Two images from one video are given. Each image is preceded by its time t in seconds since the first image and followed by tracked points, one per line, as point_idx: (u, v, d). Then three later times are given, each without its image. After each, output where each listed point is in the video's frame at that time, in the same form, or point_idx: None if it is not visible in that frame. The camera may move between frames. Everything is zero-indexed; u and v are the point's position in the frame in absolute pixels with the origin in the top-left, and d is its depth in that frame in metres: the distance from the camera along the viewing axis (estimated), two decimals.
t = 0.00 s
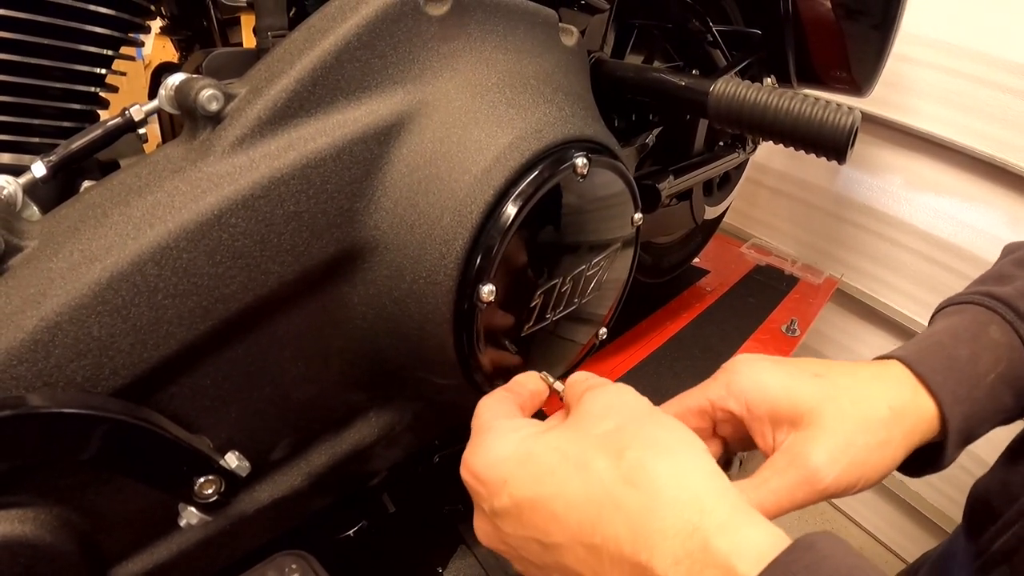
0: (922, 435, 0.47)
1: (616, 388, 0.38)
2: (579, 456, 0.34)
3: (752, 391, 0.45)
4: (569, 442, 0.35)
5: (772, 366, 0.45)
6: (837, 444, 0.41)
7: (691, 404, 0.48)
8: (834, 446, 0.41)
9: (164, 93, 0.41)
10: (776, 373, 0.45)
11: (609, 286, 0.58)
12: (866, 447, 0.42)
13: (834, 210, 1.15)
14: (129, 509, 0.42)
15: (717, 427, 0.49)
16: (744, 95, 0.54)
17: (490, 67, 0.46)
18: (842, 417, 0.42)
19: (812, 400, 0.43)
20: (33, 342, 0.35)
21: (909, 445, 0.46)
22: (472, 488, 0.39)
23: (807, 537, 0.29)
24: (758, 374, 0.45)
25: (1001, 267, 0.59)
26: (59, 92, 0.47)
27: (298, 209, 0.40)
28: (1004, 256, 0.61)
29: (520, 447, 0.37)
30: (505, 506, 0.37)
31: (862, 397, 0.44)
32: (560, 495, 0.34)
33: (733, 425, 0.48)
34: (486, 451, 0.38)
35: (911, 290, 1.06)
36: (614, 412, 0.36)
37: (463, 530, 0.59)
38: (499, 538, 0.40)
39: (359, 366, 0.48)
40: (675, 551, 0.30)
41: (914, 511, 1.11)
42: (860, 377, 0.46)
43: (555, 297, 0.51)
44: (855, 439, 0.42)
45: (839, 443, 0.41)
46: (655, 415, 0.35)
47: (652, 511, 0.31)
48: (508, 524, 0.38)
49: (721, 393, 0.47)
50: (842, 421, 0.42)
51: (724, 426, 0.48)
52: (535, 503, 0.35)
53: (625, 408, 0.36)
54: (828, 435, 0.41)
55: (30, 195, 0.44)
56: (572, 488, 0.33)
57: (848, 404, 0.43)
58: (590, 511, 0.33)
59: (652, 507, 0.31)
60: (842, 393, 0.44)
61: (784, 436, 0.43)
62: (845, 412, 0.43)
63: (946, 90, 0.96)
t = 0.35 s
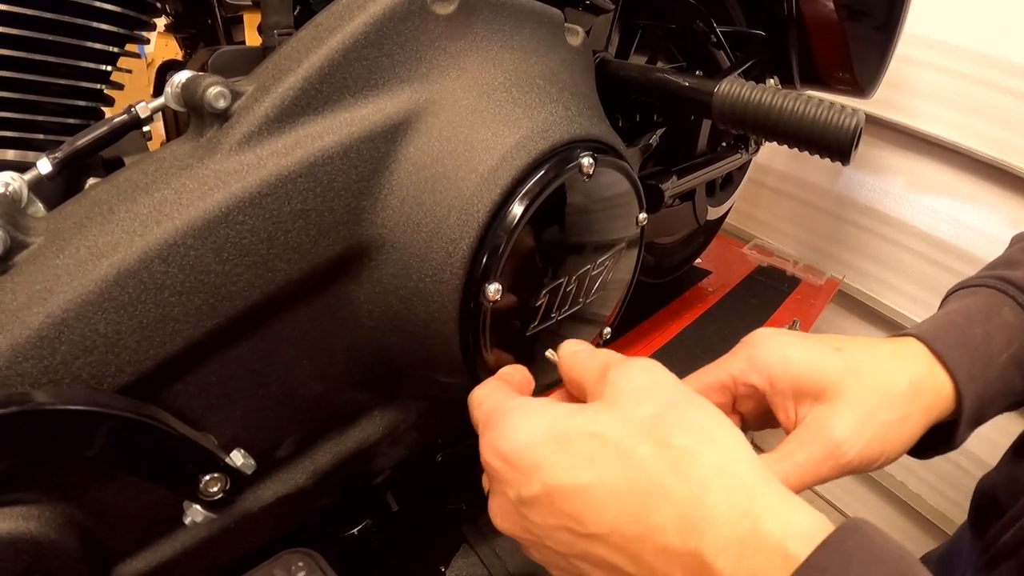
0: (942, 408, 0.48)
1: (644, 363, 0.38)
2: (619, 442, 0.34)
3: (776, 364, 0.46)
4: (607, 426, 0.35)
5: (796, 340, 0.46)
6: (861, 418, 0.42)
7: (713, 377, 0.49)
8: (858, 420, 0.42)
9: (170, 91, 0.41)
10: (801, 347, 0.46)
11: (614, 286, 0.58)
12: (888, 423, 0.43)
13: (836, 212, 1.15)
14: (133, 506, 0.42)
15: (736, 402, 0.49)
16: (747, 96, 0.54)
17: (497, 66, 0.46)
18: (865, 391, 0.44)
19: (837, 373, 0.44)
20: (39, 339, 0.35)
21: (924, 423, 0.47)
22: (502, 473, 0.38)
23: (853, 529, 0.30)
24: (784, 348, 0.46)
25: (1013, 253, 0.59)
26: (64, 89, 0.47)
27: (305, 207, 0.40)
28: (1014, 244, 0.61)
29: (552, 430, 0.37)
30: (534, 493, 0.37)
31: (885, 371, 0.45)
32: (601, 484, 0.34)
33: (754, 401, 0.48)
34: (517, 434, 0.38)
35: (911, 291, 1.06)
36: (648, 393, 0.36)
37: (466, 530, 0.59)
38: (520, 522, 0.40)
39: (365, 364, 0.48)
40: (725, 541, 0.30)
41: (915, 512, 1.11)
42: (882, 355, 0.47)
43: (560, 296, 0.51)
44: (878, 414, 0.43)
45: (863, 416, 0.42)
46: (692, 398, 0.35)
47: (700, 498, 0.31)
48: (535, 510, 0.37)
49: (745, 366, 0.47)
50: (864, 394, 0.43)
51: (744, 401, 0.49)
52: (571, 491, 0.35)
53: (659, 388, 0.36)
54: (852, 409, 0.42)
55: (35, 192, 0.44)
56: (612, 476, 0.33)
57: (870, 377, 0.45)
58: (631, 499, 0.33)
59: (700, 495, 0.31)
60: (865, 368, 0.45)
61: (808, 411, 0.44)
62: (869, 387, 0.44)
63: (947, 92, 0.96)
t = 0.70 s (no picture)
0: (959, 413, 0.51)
1: (655, 379, 0.41)
2: (633, 444, 0.37)
3: (808, 379, 0.49)
4: (623, 431, 0.38)
5: (824, 358, 0.50)
6: (887, 429, 0.45)
7: (748, 393, 0.51)
8: (884, 431, 0.45)
9: (172, 92, 0.41)
10: (829, 363, 0.49)
11: (614, 288, 0.58)
12: (911, 433, 0.47)
13: (835, 213, 1.15)
14: (135, 507, 0.42)
15: (769, 416, 0.52)
16: (747, 98, 0.54)
17: (498, 68, 0.46)
18: (893, 406, 0.47)
19: (866, 388, 0.47)
20: (42, 340, 0.35)
21: (947, 429, 0.50)
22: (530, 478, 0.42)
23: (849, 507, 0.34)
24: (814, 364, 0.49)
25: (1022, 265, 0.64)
26: (67, 90, 0.47)
27: (307, 210, 0.40)
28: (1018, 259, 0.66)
29: (576, 436, 0.40)
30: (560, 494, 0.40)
31: (906, 382, 0.48)
32: (619, 482, 0.37)
33: (785, 415, 0.51)
34: (544, 442, 0.41)
35: (911, 293, 1.06)
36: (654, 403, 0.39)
37: (466, 530, 0.59)
38: (552, 525, 0.42)
39: (367, 367, 0.48)
40: (730, 527, 0.33)
41: (914, 513, 1.12)
42: (904, 368, 0.50)
43: (560, 298, 0.51)
44: (901, 425, 0.46)
45: (886, 427, 0.45)
46: (702, 407, 0.39)
47: (710, 490, 0.34)
48: (563, 510, 0.40)
49: (776, 383, 0.50)
50: (892, 406, 0.47)
51: (777, 416, 0.51)
52: (595, 489, 0.38)
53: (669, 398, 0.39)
54: (879, 422, 0.46)
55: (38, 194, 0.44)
56: (631, 475, 0.36)
57: (895, 390, 0.48)
58: (651, 493, 0.36)
59: (709, 487, 0.34)
60: (890, 382, 0.48)
61: (837, 423, 0.47)
62: (897, 400, 0.47)
63: (947, 94, 0.97)
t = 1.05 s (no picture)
0: (952, 387, 0.51)
1: (666, 357, 0.40)
2: (646, 429, 0.36)
3: (798, 349, 0.48)
4: (635, 416, 0.37)
5: (817, 327, 0.49)
6: (875, 401, 0.45)
7: (740, 359, 0.51)
8: (871, 403, 0.45)
9: (175, 94, 0.41)
10: (822, 332, 0.48)
11: (615, 289, 0.58)
12: (899, 406, 0.46)
13: (835, 215, 1.16)
14: (137, 508, 0.42)
15: (760, 383, 0.52)
16: (747, 101, 0.54)
17: (499, 71, 0.46)
18: (882, 377, 0.47)
19: (856, 358, 0.47)
20: (46, 342, 0.35)
21: (936, 404, 0.50)
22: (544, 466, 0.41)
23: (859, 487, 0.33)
24: (804, 333, 0.49)
25: None
26: (70, 92, 0.47)
27: (310, 212, 0.41)
28: None
29: (588, 422, 0.39)
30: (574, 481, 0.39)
31: (896, 355, 0.48)
32: (634, 468, 0.36)
33: (778, 383, 0.51)
34: (557, 429, 0.40)
35: (912, 294, 1.06)
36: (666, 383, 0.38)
37: (467, 531, 0.59)
38: (566, 511, 0.42)
39: (368, 368, 0.48)
40: (745, 508, 0.33)
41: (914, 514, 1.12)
42: (894, 340, 0.49)
43: (562, 300, 0.51)
44: (889, 398, 0.46)
45: (875, 396, 0.45)
46: (713, 387, 0.38)
47: (726, 472, 0.34)
48: (579, 496, 0.40)
49: (768, 350, 0.50)
50: (879, 378, 0.46)
51: (770, 384, 0.51)
52: (610, 476, 0.37)
53: (681, 378, 0.38)
54: (867, 393, 0.45)
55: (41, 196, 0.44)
56: (645, 461, 0.36)
57: (884, 362, 0.47)
58: (666, 478, 0.35)
59: (725, 468, 0.34)
60: (880, 354, 0.47)
61: (826, 394, 0.47)
62: (886, 372, 0.47)
63: (948, 96, 0.97)
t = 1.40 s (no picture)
0: None
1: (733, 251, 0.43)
2: (730, 299, 0.39)
3: (900, 251, 0.54)
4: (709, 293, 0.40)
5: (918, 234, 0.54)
6: (967, 302, 0.49)
7: (851, 261, 0.58)
8: (961, 304, 0.49)
9: (178, 94, 0.41)
10: (923, 242, 0.53)
11: (615, 289, 0.59)
12: (988, 312, 0.49)
13: (835, 215, 1.16)
14: (140, 507, 0.42)
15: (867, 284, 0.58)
16: (748, 101, 0.54)
17: (502, 71, 0.46)
18: (972, 284, 0.50)
19: (950, 265, 0.51)
20: (50, 341, 0.35)
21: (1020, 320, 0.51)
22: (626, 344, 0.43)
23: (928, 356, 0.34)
24: (903, 241, 0.54)
25: None
26: (73, 91, 0.47)
27: (313, 211, 0.41)
28: None
29: (674, 296, 0.41)
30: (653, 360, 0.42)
31: (992, 268, 0.50)
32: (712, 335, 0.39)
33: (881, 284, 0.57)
34: (643, 307, 0.42)
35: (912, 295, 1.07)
36: (737, 265, 0.41)
37: (467, 531, 0.60)
38: (643, 388, 0.44)
39: (371, 368, 0.48)
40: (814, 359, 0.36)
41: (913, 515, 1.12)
42: (994, 258, 0.51)
43: (564, 300, 0.52)
44: (979, 304, 0.49)
45: (968, 298, 0.49)
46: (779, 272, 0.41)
47: (804, 330, 0.37)
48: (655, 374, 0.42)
49: (874, 254, 0.56)
50: (972, 283, 0.50)
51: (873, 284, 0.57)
52: (695, 342, 0.39)
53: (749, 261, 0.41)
54: (959, 294, 0.49)
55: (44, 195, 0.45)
56: (722, 327, 0.39)
57: (980, 272, 0.50)
58: (749, 336, 0.38)
59: (802, 327, 0.37)
60: (976, 265, 0.51)
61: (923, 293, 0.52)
62: (980, 279, 0.50)
63: (948, 97, 0.97)
